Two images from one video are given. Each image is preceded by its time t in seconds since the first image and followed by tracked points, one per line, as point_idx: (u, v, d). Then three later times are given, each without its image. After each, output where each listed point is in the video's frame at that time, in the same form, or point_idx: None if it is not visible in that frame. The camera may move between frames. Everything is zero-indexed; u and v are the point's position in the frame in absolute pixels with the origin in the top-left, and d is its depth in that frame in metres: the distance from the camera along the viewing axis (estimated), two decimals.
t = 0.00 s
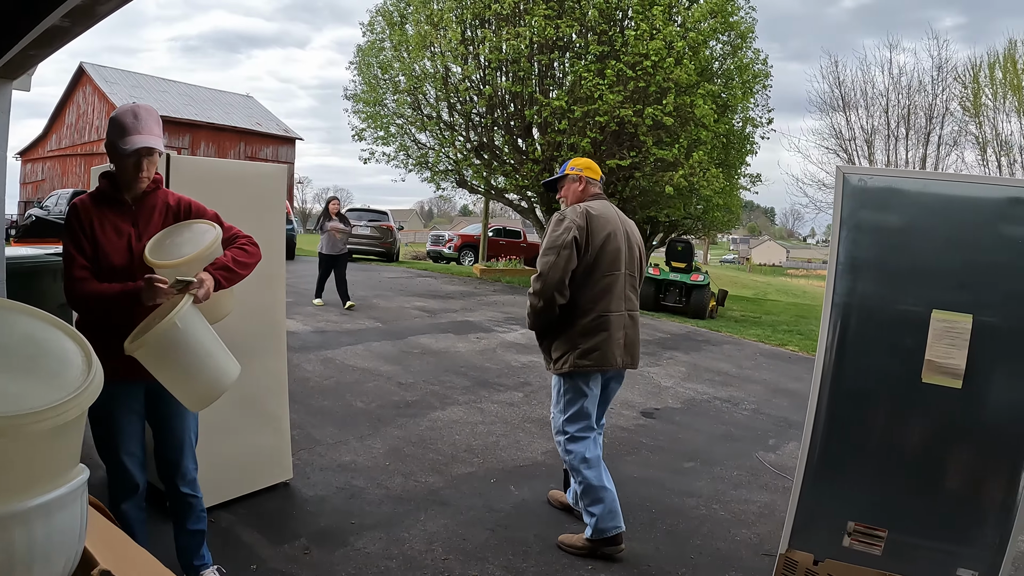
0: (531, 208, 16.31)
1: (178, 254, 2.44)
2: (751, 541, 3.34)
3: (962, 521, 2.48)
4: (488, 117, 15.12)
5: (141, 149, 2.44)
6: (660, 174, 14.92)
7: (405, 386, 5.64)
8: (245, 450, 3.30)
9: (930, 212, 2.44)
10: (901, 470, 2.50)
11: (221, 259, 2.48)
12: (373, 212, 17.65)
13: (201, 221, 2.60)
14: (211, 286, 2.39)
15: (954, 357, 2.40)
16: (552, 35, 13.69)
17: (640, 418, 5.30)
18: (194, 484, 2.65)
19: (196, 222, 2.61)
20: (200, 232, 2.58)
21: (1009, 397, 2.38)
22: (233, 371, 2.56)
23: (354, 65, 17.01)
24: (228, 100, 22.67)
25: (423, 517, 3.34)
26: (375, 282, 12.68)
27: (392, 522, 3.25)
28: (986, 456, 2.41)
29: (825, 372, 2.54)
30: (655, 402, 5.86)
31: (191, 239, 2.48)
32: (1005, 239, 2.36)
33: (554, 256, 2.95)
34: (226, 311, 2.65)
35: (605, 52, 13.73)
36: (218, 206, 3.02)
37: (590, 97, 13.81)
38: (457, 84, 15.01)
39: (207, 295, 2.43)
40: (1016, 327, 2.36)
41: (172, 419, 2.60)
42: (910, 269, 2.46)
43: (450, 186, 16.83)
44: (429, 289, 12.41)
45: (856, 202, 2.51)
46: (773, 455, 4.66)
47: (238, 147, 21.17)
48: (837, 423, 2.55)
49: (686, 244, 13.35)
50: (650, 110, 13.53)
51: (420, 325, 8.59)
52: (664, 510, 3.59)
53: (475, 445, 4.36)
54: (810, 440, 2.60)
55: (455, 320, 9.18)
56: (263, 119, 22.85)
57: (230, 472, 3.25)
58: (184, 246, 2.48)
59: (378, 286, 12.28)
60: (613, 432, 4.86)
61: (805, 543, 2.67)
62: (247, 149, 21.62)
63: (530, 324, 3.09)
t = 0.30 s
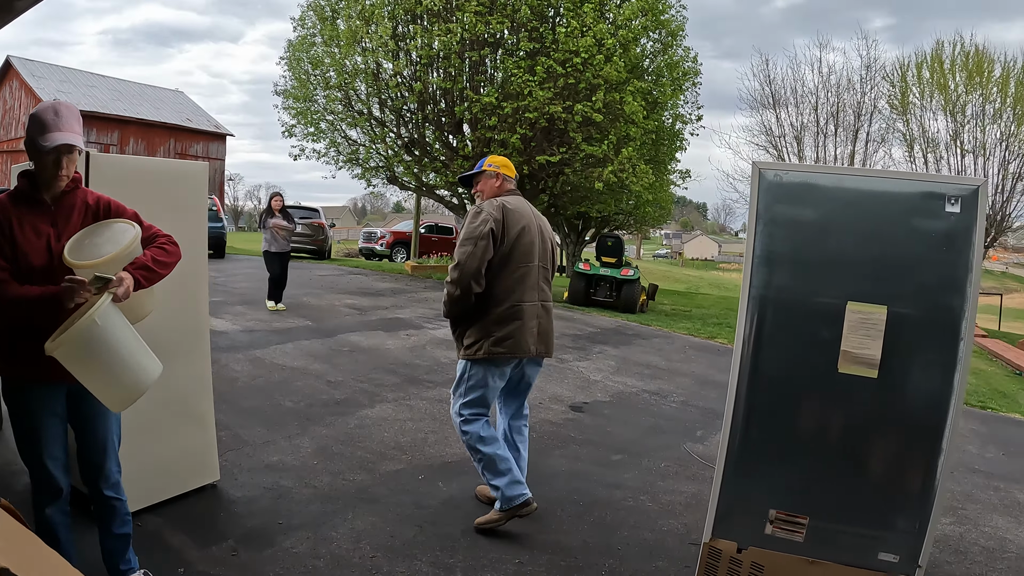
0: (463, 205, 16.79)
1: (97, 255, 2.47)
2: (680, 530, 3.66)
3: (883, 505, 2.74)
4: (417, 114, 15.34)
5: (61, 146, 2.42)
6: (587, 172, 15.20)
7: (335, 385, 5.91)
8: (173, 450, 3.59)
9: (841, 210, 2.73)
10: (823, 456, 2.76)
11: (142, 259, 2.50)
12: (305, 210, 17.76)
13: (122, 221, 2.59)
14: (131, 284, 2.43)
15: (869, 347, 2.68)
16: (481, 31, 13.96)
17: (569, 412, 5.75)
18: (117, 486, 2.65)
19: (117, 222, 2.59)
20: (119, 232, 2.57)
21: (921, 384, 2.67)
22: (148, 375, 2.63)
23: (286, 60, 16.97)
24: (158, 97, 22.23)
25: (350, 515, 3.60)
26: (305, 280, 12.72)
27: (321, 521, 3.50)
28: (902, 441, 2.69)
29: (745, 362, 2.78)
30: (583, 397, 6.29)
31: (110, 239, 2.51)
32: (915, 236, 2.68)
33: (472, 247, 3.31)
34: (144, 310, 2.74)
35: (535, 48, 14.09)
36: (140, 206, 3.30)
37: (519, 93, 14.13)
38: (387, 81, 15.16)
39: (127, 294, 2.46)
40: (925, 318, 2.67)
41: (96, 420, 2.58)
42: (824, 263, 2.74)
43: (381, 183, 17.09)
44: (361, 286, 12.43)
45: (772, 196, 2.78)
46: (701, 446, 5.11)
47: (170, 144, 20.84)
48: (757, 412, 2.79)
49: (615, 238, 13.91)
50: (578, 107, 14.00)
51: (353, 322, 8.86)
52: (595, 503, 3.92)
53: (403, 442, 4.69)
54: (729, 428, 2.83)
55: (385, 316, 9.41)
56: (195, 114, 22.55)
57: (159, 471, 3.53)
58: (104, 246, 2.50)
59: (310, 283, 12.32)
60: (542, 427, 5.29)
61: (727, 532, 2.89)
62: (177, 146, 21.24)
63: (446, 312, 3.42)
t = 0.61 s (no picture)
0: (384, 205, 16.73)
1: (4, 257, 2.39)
2: (604, 527, 3.86)
3: (800, 494, 2.83)
4: (337, 113, 15.18)
5: None
6: (507, 171, 15.45)
7: (253, 387, 5.85)
8: (86, 459, 3.53)
9: (754, 207, 2.80)
10: (740, 449, 2.83)
11: (51, 260, 2.40)
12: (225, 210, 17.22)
13: (31, 222, 2.49)
14: (40, 287, 2.36)
15: (783, 342, 2.76)
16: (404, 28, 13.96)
17: (488, 410, 5.88)
18: (31, 497, 2.54)
19: (26, 222, 2.50)
20: (28, 234, 2.47)
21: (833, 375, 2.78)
22: (57, 381, 2.50)
23: (201, 55, 16.44)
24: (67, 91, 21.11)
25: (271, 521, 3.62)
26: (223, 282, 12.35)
27: (243, 529, 3.51)
28: (816, 432, 2.79)
29: (661, 358, 2.83)
30: (504, 394, 6.43)
31: (19, 241, 2.44)
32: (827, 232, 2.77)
33: (380, 244, 3.48)
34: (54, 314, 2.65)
35: (456, 46, 14.21)
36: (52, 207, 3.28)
37: (439, 92, 14.13)
38: (305, 79, 14.87)
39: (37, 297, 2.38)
40: (837, 312, 2.77)
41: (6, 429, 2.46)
42: (738, 260, 2.81)
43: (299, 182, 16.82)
44: (279, 287, 12.18)
45: (686, 194, 2.82)
46: (621, 442, 5.35)
47: (83, 142, 19.83)
48: (674, 407, 2.84)
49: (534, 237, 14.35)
50: (498, 106, 14.16)
51: (274, 322, 8.74)
52: (516, 502, 4.08)
53: (324, 445, 4.74)
54: (647, 422, 2.87)
55: (305, 317, 9.28)
56: (109, 110, 21.61)
57: (74, 481, 3.46)
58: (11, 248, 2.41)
59: (229, 285, 12.00)
60: (462, 425, 5.41)
61: (648, 526, 2.94)
62: (89, 143, 20.22)
63: (356, 310, 3.56)
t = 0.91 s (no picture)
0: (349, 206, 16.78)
1: None
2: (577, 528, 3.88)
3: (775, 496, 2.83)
4: (302, 114, 15.08)
5: None
6: (473, 172, 15.46)
7: (218, 391, 5.78)
8: (50, 466, 3.45)
9: (724, 207, 2.83)
10: (714, 450, 2.83)
11: (17, 262, 2.37)
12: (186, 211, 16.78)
13: None
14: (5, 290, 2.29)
15: (754, 341, 2.79)
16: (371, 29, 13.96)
17: (456, 412, 5.86)
18: None
19: None
20: None
21: (804, 374, 2.81)
22: (22, 387, 2.45)
23: (166, 54, 16.24)
24: (29, 90, 20.63)
25: (240, 527, 3.57)
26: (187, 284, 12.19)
27: (212, 535, 3.46)
28: (789, 432, 2.81)
29: (634, 358, 2.85)
30: (471, 396, 6.41)
31: None
32: (797, 232, 2.80)
33: (323, 254, 3.52)
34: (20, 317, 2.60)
35: (423, 47, 14.19)
36: (16, 206, 3.21)
37: (406, 93, 14.13)
38: (270, 78, 14.77)
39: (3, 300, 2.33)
40: (807, 312, 2.81)
41: None
42: (709, 261, 2.83)
43: (264, 184, 16.66)
44: (244, 290, 12.05)
45: (657, 195, 2.86)
46: (590, 443, 5.38)
47: (45, 141, 19.37)
48: (646, 408, 2.85)
49: (499, 239, 14.44)
50: (464, 107, 14.20)
51: (241, 325, 8.65)
52: (487, 504, 4.08)
53: (291, 449, 4.70)
54: (620, 424, 2.88)
55: (270, 319, 9.18)
56: (72, 110, 21.16)
57: (38, 489, 3.38)
58: None
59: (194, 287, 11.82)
60: (429, 428, 5.38)
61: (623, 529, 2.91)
62: (51, 143, 19.78)
63: (307, 318, 3.60)
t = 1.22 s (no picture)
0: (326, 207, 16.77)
1: None
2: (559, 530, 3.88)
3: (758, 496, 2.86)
4: (280, 114, 15.01)
5: None
6: (451, 173, 15.48)
7: (196, 394, 5.73)
8: (28, 471, 3.40)
9: (708, 211, 2.83)
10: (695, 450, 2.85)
11: None
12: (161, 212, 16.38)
13: None
14: None
15: (738, 344, 2.80)
16: (350, 30, 13.93)
17: (437, 415, 5.85)
18: None
19: None
20: None
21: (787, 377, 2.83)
22: (5, 392, 2.43)
23: (144, 53, 16.12)
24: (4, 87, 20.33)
25: (223, 532, 3.54)
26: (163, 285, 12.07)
27: (194, 542, 3.42)
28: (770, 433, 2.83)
29: (618, 361, 2.87)
30: (451, 399, 6.41)
31: None
32: (781, 236, 2.81)
33: (275, 257, 3.52)
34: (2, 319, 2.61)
35: (402, 48, 14.17)
36: None
37: (384, 93, 14.17)
38: (247, 79, 14.71)
39: None
40: (790, 315, 2.83)
41: None
42: (693, 264, 2.84)
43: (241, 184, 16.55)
44: (222, 291, 11.96)
45: (642, 198, 2.87)
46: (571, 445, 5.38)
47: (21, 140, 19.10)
48: (631, 410, 2.87)
49: (477, 240, 14.43)
50: (443, 109, 14.21)
51: (219, 326, 8.58)
52: (470, 507, 4.07)
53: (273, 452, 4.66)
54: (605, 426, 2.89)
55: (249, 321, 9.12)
56: (47, 109, 20.87)
57: (15, 496, 3.32)
58: None
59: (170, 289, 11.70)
60: (410, 431, 5.37)
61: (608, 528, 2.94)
62: (26, 141, 19.49)
63: (256, 321, 3.59)
